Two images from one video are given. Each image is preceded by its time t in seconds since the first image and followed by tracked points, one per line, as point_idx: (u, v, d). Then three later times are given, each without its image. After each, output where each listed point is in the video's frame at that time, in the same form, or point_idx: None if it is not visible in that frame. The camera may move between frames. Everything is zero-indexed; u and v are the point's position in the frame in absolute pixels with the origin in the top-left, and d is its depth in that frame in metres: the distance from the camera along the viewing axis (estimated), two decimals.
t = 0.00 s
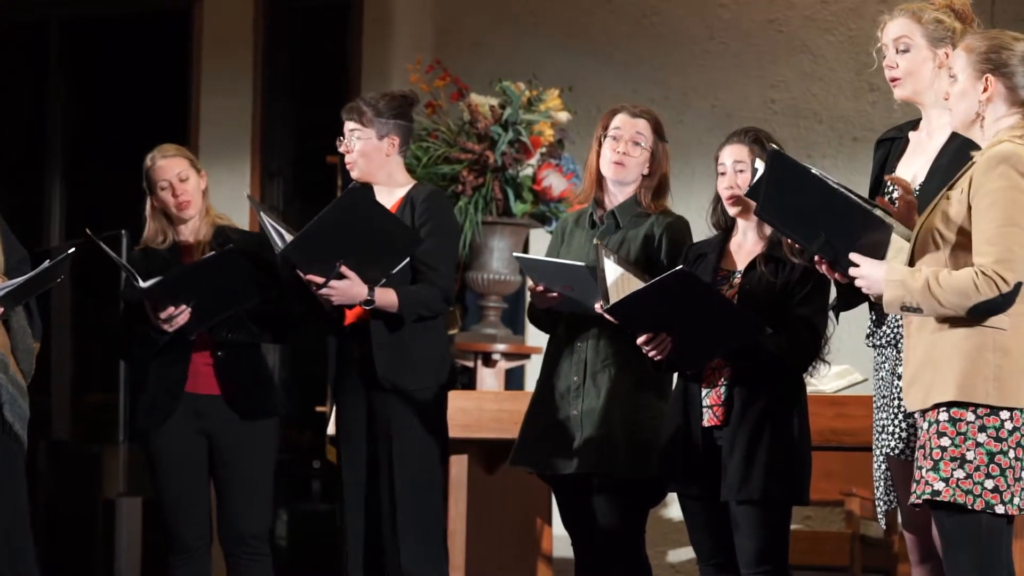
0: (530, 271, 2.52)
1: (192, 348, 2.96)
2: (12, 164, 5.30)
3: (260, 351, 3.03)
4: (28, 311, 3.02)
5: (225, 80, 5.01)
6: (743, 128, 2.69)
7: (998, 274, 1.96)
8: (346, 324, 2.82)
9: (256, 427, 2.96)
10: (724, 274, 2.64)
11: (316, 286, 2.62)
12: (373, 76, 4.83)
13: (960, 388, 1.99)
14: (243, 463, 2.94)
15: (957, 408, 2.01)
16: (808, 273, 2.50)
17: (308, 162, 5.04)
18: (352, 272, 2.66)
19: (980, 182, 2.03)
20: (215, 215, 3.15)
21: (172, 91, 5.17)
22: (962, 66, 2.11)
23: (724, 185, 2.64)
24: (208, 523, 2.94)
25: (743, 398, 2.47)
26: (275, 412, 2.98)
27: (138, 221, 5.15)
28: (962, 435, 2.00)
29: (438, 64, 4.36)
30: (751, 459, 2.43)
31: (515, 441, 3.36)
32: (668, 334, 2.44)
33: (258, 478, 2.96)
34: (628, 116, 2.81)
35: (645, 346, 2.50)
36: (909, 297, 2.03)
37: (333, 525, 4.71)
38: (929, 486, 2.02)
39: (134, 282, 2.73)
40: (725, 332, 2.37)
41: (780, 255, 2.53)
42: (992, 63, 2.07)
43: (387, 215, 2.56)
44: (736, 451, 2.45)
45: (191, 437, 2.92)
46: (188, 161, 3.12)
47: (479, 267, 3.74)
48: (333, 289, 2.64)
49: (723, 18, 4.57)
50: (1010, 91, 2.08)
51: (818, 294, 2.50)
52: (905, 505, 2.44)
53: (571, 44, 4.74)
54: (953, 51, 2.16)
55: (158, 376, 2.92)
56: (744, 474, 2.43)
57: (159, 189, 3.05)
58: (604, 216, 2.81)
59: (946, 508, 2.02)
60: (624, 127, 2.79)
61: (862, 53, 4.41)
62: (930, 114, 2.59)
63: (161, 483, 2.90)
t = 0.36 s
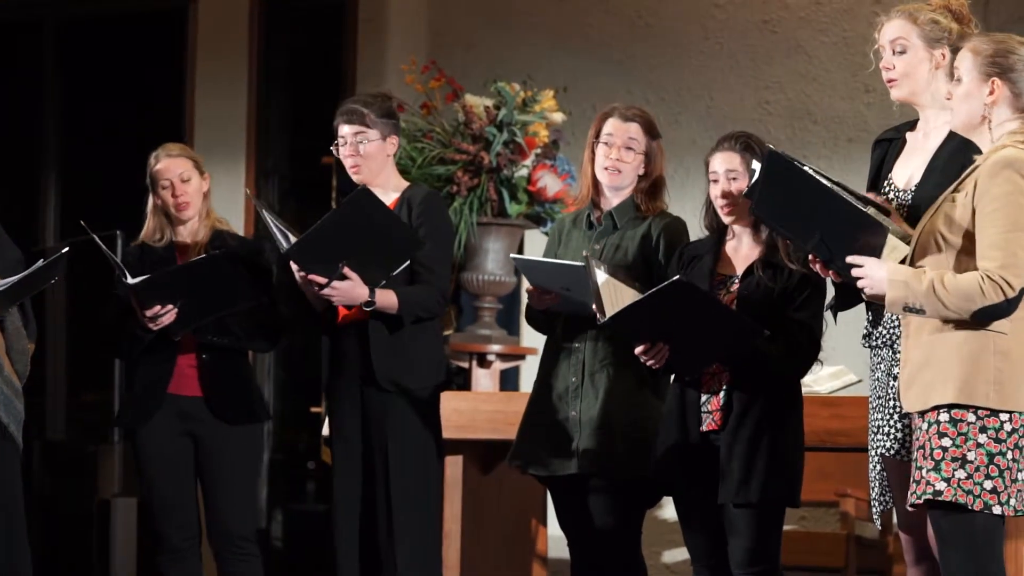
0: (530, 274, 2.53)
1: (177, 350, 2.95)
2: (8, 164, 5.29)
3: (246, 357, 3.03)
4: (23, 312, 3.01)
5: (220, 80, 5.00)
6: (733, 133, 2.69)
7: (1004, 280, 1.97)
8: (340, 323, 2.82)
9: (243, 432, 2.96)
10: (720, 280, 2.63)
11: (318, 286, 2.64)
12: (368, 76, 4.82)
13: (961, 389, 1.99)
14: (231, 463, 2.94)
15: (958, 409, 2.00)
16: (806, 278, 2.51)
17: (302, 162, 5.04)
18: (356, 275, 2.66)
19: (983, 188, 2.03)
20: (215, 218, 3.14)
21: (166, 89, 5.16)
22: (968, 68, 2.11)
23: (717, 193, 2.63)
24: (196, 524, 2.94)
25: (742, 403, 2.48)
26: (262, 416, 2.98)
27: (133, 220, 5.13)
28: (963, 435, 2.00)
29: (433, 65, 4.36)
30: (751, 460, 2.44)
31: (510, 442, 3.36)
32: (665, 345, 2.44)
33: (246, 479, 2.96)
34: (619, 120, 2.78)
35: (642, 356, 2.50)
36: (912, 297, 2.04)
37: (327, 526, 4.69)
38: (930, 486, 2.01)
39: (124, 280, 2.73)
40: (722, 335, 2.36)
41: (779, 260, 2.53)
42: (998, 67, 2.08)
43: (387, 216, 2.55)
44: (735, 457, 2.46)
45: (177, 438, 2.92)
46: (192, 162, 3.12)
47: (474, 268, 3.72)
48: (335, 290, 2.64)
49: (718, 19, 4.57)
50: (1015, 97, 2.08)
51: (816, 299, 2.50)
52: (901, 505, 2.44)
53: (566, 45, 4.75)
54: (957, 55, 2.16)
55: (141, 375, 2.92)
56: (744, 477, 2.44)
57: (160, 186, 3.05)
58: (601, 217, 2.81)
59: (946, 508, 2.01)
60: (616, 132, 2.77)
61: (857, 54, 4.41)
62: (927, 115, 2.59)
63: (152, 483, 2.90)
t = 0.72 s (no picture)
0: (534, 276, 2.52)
1: (169, 353, 2.95)
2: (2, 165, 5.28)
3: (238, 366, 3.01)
4: (17, 314, 3.00)
5: (215, 82, 5.00)
6: (720, 139, 2.66)
7: (1011, 280, 1.95)
8: (334, 326, 2.81)
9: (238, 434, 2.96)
10: (717, 287, 2.62)
11: (326, 286, 2.63)
12: (363, 78, 4.83)
13: (960, 389, 1.99)
14: (225, 465, 2.93)
15: (959, 409, 2.00)
16: (803, 283, 2.52)
17: (297, 164, 5.04)
18: (363, 275, 2.65)
19: (986, 189, 2.02)
20: (220, 224, 3.12)
21: (161, 91, 5.15)
22: (973, 68, 2.10)
23: (709, 200, 2.62)
24: (188, 525, 2.93)
25: (745, 408, 2.48)
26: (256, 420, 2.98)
27: (128, 221, 5.13)
28: (964, 436, 1.99)
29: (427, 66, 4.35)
30: (754, 467, 2.44)
31: (505, 443, 3.36)
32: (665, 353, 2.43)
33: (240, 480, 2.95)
34: (608, 127, 2.76)
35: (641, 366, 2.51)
36: (918, 296, 2.00)
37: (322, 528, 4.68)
38: (930, 486, 2.00)
39: (116, 278, 2.74)
40: (719, 339, 2.36)
41: (775, 266, 2.54)
42: (1005, 69, 2.08)
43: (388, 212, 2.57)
44: (737, 462, 2.45)
45: (168, 440, 2.91)
46: (200, 165, 3.12)
47: (468, 268, 3.72)
48: (341, 290, 2.63)
49: (713, 21, 4.57)
50: (1020, 98, 2.09)
51: (812, 306, 2.51)
52: (896, 506, 2.44)
53: (562, 46, 4.75)
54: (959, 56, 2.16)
55: (133, 377, 2.93)
56: (747, 484, 2.44)
57: (165, 187, 3.06)
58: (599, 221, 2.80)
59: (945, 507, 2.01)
60: (606, 140, 2.75)
61: (853, 55, 4.41)
62: (923, 116, 2.59)
63: (145, 485, 2.89)
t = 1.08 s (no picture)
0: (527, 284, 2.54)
1: (171, 354, 2.95)
2: None
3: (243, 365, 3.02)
4: (13, 317, 2.99)
5: (213, 84, 5.00)
6: (727, 133, 2.68)
7: (1012, 279, 1.95)
8: (332, 329, 2.79)
9: (237, 437, 2.95)
10: (715, 285, 2.62)
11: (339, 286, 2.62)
12: (361, 80, 4.84)
13: (959, 389, 1.99)
14: (225, 468, 2.92)
15: (959, 412, 2.00)
16: (799, 281, 2.52)
17: (295, 166, 5.03)
18: (374, 275, 2.66)
19: (985, 188, 2.03)
20: (220, 223, 3.13)
21: (158, 93, 5.14)
22: (978, 68, 2.09)
23: (709, 188, 2.63)
24: (189, 528, 2.93)
25: (740, 407, 2.47)
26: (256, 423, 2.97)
27: (126, 224, 5.12)
28: (964, 439, 1.99)
29: (424, 69, 4.34)
30: (751, 465, 2.44)
31: (503, 445, 3.36)
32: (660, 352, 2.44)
33: (240, 484, 2.94)
34: (608, 123, 2.78)
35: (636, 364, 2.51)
36: (919, 296, 2.00)
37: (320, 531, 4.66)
38: (931, 489, 1.99)
39: (117, 277, 2.74)
40: (709, 340, 2.38)
41: (773, 264, 2.54)
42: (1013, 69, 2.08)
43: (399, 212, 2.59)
44: (733, 462, 2.45)
45: (169, 441, 2.91)
46: (201, 166, 3.12)
47: (464, 272, 3.73)
48: (354, 289, 2.63)
49: (710, 23, 4.58)
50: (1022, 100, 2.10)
51: (810, 300, 2.52)
52: (895, 510, 2.45)
53: (558, 50, 4.76)
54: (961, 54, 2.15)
55: (136, 379, 2.92)
56: (745, 483, 2.43)
57: (166, 187, 3.05)
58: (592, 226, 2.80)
59: (946, 510, 2.00)
60: (600, 133, 2.78)
61: (850, 58, 4.41)
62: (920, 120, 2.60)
63: (144, 487, 2.89)
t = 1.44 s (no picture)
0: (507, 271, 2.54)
1: (174, 358, 2.95)
2: None
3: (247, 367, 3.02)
4: (10, 319, 2.99)
5: (209, 86, 5.01)
6: (723, 132, 2.69)
7: (1006, 269, 1.92)
8: (330, 331, 2.79)
9: (236, 440, 2.94)
10: (712, 280, 2.63)
11: (348, 284, 2.61)
12: (357, 83, 4.84)
13: (961, 389, 1.94)
14: (225, 471, 2.92)
15: (958, 415, 1.96)
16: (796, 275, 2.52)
17: (292, 168, 5.03)
18: (382, 272, 2.65)
19: (967, 185, 2.00)
20: (221, 224, 3.13)
21: (155, 96, 5.14)
22: (949, 69, 2.08)
23: (706, 187, 2.64)
24: (188, 530, 2.92)
25: (733, 398, 2.47)
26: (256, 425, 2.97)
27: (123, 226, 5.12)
28: (964, 443, 1.95)
29: (420, 71, 4.34)
30: (739, 458, 2.43)
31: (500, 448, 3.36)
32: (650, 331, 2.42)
33: (239, 487, 2.94)
34: (601, 127, 2.77)
35: (628, 342, 2.48)
36: (915, 299, 1.98)
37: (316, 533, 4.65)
38: (930, 493, 1.95)
39: (118, 281, 2.73)
40: (707, 333, 2.39)
41: (769, 259, 2.55)
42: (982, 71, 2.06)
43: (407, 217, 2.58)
44: (722, 460, 2.45)
45: (169, 444, 2.90)
46: (200, 168, 3.11)
47: (460, 274, 3.68)
48: (364, 287, 2.62)
49: (706, 26, 4.58)
50: (994, 101, 2.07)
51: (806, 297, 2.50)
52: (891, 513, 2.46)
53: (555, 52, 4.76)
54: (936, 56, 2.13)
55: (139, 382, 2.93)
56: (732, 473, 2.43)
57: (165, 191, 3.04)
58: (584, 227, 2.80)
59: (945, 515, 1.96)
60: (591, 138, 2.77)
61: (846, 60, 4.42)
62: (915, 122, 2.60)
63: (143, 488, 2.89)
